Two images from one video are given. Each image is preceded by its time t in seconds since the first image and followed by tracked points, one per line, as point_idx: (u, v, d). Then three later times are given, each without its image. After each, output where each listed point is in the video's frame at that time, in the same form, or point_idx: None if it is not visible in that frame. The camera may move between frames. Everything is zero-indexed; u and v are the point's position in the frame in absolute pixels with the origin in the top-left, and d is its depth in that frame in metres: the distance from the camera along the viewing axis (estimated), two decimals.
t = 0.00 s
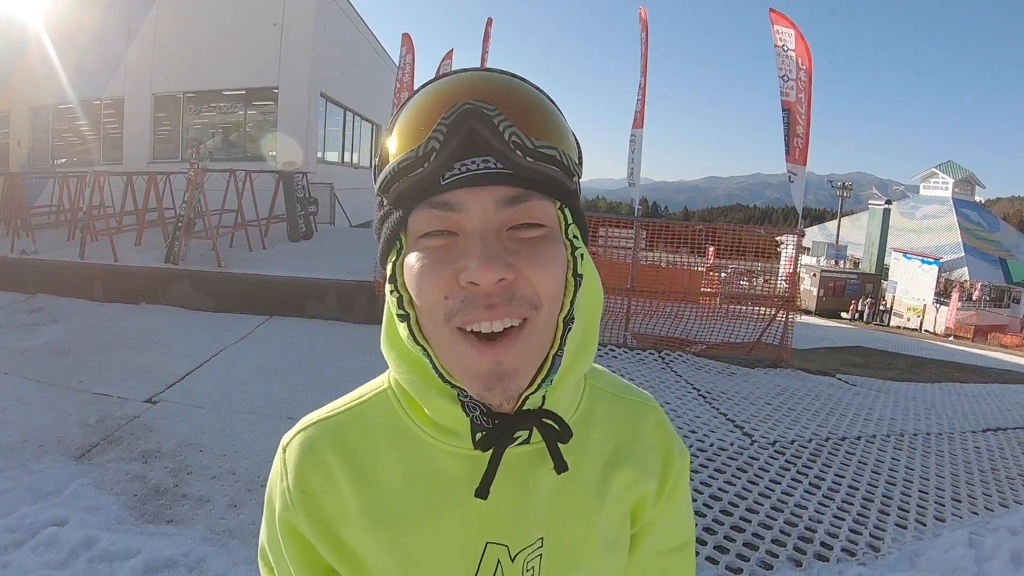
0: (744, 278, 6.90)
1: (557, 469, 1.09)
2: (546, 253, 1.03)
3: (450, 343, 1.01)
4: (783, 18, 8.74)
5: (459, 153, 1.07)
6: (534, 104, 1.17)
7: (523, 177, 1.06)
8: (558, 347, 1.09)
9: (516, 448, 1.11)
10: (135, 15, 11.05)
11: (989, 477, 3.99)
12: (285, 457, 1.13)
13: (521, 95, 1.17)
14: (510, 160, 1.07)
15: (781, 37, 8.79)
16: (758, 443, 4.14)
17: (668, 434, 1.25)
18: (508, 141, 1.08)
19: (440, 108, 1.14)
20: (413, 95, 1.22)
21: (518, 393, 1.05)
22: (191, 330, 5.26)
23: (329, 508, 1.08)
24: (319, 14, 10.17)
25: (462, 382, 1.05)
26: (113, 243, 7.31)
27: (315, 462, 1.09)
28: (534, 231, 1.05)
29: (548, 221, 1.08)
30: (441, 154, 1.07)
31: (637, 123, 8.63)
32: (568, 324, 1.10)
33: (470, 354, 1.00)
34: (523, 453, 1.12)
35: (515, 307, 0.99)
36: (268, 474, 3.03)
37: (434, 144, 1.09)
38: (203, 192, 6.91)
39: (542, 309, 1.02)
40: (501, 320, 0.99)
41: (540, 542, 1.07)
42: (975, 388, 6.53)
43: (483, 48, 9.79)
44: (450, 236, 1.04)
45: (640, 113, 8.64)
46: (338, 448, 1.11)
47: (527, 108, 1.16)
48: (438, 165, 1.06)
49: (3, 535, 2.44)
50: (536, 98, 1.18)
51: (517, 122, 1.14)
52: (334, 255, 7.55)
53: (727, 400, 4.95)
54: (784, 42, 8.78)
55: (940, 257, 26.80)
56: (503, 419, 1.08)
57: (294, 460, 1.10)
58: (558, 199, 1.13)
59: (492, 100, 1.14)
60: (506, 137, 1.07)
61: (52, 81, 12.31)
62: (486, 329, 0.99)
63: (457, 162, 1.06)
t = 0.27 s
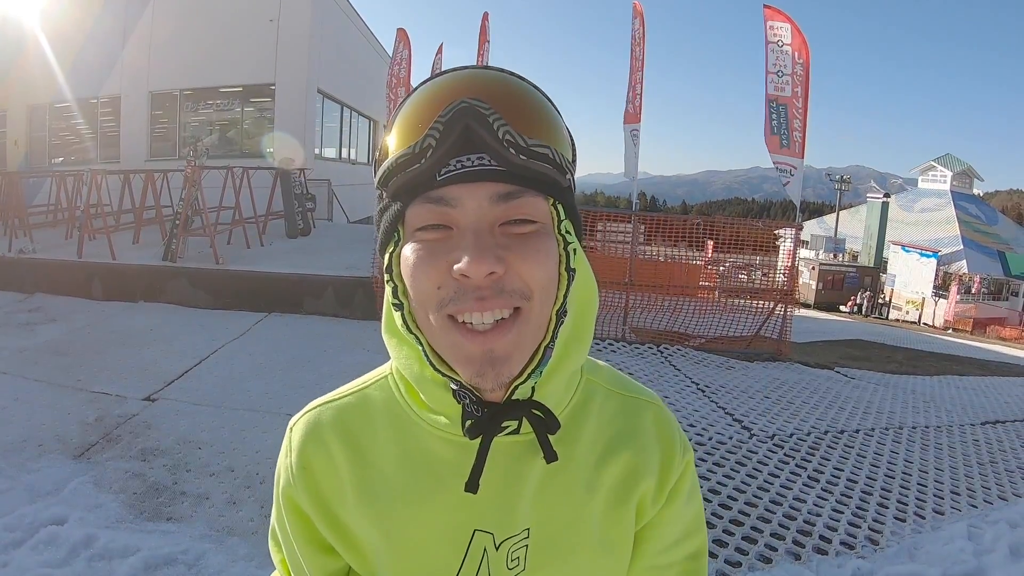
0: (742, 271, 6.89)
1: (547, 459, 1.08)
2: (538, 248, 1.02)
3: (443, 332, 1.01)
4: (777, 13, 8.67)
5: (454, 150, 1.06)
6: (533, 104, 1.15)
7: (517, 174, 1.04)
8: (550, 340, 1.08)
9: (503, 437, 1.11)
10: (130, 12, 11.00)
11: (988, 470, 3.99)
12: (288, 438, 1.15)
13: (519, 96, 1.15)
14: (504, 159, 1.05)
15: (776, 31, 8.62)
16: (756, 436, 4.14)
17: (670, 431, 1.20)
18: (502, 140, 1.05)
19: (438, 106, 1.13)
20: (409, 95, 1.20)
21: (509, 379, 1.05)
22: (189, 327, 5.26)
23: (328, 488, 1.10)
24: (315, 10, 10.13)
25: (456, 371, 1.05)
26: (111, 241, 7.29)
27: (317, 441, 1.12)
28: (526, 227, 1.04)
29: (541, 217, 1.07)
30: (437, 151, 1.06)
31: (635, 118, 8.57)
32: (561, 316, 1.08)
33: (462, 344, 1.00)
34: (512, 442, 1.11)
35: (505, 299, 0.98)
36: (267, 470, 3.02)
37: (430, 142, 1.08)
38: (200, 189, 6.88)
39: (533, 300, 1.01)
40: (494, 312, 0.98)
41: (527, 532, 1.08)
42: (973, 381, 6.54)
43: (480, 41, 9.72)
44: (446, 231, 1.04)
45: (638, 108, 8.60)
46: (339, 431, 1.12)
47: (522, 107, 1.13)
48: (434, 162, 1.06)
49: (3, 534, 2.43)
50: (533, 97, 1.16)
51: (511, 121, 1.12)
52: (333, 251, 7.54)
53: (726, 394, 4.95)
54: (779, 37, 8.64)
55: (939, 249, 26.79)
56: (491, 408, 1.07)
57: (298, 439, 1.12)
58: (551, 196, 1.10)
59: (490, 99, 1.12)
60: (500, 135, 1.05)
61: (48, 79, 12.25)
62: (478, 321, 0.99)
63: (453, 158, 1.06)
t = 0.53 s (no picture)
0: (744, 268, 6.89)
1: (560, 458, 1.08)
2: (550, 229, 1.03)
3: (453, 313, 1.01)
4: (773, 12, 8.68)
5: (468, 133, 1.08)
6: (546, 94, 1.18)
7: (529, 156, 1.07)
8: (559, 327, 1.09)
9: (515, 435, 1.10)
10: (128, 13, 10.98)
11: (990, 465, 3.98)
12: (298, 436, 1.15)
13: (533, 87, 1.18)
14: (517, 140, 1.07)
15: (772, 30, 8.66)
16: (759, 432, 4.13)
17: (681, 431, 1.20)
18: (516, 121, 1.09)
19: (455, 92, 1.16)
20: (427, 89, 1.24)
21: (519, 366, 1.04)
22: (191, 327, 5.25)
23: (339, 487, 1.09)
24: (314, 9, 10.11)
25: (465, 357, 1.05)
26: (112, 241, 7.29)
27: (327, 440, 1.11)
28: (537, 210, 1.05)
29: (553, 202, 1.08)
30: (451, 134, 1.09)
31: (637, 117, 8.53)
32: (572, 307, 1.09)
33: (471, 322, 1.00)
34: (523, 439, 1.11)
35: (518, 278, 0.99)
36: (271, 470, 3.02)
37: (446, 122, 1.11)
38: (200, 189, 6.87)
39: (545, 283, 1.02)
40: (505, 291, 0.99)
41: (540, 531, 1.07)
42: (975, 376, 6.52)
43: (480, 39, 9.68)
44: (458, 212, 1.05)
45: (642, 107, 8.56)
46: (349, 430, 1.12)
47: (536, 95, 1.17)
48: (449, 143, 1.08)
49: (7, 536, 2.43)
50: (548, 91, 1.20)
51: (524, 106, 1.15)
52: (333, 250, 7.54)
53: (727, 390, 4.94)
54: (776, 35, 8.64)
55: (940, 245, 26.74)
56: (499, 401, 1.07)
57: (309, 437, 1.12)
58: (562, 181, 1.12)
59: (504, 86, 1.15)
60: (514, 116, 1.09)
61: (47, 81, 12.23)
62: (489, 301, 0.99)
63: (467, 141, 1.08)
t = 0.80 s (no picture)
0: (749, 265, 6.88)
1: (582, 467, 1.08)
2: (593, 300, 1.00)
3: (492, 385, 0.99)
4: (779, 11, 8.66)
5: (504, 195, 1.00)
6: (586, 121, 1.06)
7: (572, 226, 1.00)
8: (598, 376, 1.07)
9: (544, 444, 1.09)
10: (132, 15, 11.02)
11: (998, 461, 3.95)
12: (320, 442, 1.13)
13: (570, 105, 1.06)
14: (559, 206, 1.00)
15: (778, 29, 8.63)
16: (767, 430, 4.11)
17: (698, 427, 1.22)
18: (559, 191, 1.00)
19: (486, 133, 1.03)
20: (449, 100, 1.09)
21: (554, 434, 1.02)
22: (197, 328, 5.26)
23: (363, 491, 1.08)
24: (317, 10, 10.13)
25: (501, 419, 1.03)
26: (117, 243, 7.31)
27: (352, 448, 1.09)
28: (580, 277, 1.01)
29: (595, 262, 1.03)
30: (483, 196, 1.00)
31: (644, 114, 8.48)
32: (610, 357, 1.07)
33: (510, 399, 0.98)
34: (551, 447, 1.10)
35: (560, 354, 0.96)
36: (279, 470, 3.02)
37: (478, 187, 1.01)
38: (205, 190, 6.88)
39: (586, 349, 1.00)
40: (546, 368, 0.97)
41: (569, 532, 1.07)
42: (983, 372, 6.47)
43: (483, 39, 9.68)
44: (494, 282, 0.99)
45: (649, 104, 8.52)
46: (372, 437, 1.10)
47: (577, 128, 1.05)
48: (482, 210, 1.00)
49: (16, 538, 2.44)
50: (587, 108, 1.07)
51: (564, 153, 1.04)
52: (338, 249, 7.55)
53: (734, 387, 4.91)
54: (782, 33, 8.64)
55: (946, 240, 26.60)
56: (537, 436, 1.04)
57: (331, 446, 1.10)
58: (607, 235, 1.07)
59: (542, 132, 1.02)
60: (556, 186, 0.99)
61: (51, 84, 12.28)
62: (531, 379, 0.97)
63: (502, 204, 0.99)
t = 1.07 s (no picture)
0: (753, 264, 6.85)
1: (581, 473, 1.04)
2: (569, 242, 0.99)
3: (467, 325, 1.01)
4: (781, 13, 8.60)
5: (481, 134, 1.03)
6: (572, 77, 1.09)
7: (546, 164, 1.01)
8: (588, 340, 1.06)
9: (544, 437, 1.08)
10: (136, 14, 11.03)
11: (1003, 460, 3.92)
12: (316, 433, 1.13)
13: (568, 71, 1.10)
14: (533, 142, 1.01)
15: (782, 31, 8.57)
16: (771, 428, 4.08)
17: (710, 427, 1.18)
18: (530, 124, 1.02)
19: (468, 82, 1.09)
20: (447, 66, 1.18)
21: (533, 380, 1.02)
22: (201, 326, 5.27)
23: (359, 484, 1.08)
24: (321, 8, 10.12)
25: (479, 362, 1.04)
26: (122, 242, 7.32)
27: (348, 439, 1.09)
28: (557, 219, 1.01)
29: (576, 208, 1.03)
30: (461, 136, 1.04)
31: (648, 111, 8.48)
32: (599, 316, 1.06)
33: (482, 337, 0.99)
34: (552, 441, 1.08)
35: (532, 296, 0.96)
36: (283, 467, 3.02)
37: (455, 125, 1.06)
38: (209, 189, 6.88)
39: (565, 298, 0.99)
40: (518, 309, 0.97)
41: (569, 531, 1.05)
42: (988, 371, 6.44)
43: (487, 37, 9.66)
44: (474, 220, 1.02)
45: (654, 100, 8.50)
46: (369, 425, 1.10)
47: (556, 78, 1.08)
48: (460, 147, 1.04)
49: (20, 535, 2.44)
50: (577, 71, 1.10)
51: (543, 98, 1.07)
52: (342, 248, 7.55)
53: (739, 386, 4.89)
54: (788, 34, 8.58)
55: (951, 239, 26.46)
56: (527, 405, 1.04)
57: (327, 435, 1.10)
58: (590, 183, 1.07)
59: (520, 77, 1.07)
60: (528, 120, 1.02)
61: (55, 83, 12.31)
62: (501, 318, 0.97)
63: (479, 143, 1.03)
